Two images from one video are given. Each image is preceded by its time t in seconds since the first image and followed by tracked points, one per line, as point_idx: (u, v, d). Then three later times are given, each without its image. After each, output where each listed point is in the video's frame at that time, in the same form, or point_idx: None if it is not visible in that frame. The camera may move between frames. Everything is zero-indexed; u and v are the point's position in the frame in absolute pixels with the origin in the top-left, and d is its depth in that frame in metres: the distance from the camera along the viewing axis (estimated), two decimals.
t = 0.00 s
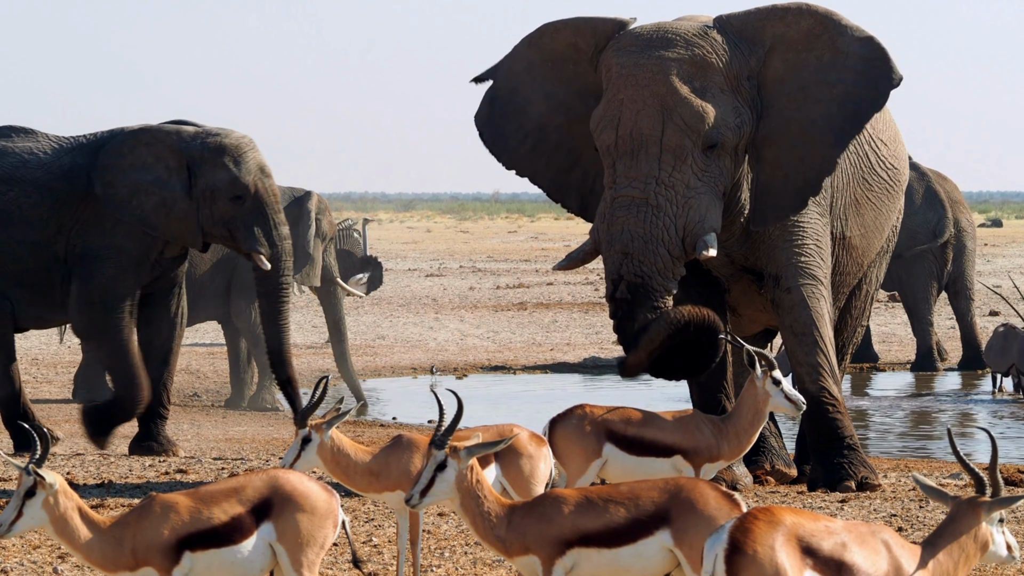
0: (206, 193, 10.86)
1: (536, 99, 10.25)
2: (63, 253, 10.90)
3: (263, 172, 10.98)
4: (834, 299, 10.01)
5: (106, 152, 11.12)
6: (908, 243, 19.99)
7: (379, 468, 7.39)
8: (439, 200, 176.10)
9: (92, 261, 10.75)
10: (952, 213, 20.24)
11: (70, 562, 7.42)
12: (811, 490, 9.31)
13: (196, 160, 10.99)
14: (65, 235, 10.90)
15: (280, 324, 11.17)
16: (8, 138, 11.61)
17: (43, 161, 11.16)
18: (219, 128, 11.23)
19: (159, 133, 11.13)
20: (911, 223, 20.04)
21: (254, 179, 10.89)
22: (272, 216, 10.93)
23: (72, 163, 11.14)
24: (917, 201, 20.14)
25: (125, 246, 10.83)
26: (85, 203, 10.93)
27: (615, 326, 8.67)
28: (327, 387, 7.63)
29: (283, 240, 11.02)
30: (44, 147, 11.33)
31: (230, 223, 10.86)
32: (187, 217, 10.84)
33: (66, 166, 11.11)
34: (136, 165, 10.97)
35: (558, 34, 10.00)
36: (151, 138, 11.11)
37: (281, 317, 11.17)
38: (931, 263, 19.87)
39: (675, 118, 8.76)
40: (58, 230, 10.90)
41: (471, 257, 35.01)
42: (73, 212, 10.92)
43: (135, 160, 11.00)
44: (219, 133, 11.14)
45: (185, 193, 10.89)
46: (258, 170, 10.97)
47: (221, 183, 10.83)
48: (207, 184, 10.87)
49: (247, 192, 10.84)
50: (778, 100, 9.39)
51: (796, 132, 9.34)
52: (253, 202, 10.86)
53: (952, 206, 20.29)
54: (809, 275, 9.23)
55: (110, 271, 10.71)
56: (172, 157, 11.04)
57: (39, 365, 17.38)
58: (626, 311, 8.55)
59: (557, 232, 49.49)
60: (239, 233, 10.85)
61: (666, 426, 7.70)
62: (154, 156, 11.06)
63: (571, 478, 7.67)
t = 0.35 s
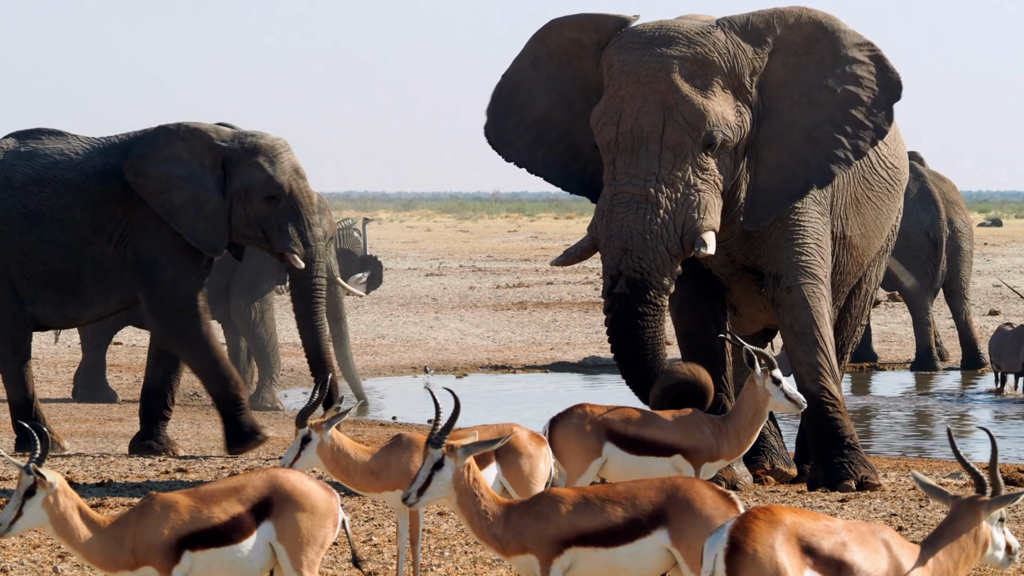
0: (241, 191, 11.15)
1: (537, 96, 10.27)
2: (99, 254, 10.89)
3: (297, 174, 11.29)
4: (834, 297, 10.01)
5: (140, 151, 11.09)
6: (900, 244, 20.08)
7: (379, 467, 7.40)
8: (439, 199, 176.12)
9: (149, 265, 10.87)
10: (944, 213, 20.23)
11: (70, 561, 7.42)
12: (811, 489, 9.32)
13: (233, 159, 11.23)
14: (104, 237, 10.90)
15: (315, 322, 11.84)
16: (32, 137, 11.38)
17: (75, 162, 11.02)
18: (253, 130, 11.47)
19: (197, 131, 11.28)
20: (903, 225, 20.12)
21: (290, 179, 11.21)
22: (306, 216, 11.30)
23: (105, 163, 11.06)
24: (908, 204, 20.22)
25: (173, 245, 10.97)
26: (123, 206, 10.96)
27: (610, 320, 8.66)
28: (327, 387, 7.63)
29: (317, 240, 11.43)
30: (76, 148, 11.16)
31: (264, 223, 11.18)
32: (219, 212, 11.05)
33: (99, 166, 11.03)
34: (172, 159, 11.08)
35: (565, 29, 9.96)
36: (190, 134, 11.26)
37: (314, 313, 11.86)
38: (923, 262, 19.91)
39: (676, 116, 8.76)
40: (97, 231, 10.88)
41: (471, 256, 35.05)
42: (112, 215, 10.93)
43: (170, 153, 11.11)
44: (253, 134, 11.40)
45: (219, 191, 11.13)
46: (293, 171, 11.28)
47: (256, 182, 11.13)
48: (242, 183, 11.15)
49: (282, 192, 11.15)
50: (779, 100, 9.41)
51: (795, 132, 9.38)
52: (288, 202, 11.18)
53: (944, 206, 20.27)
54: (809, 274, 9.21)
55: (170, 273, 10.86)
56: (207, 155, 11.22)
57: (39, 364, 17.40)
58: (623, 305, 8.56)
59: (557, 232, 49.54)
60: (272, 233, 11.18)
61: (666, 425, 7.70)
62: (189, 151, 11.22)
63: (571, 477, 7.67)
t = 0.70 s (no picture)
0: (277, 196, 11.63)
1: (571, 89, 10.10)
2: (132, 251, 11.16)
3: (332, 180, 11.77)
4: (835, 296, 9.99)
5: (183, 151, 11.45)
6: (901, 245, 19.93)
7: (379, 466, 7.40)
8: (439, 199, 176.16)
9: (195, 268, 11.12)
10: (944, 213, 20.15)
11: (70, 560, 7.43)
12: (810, 488, 9.33)
13: (268, 163, 11.79)
14: (139, 236, 11.16)
15: (348, 331, 11.87)
16: (66, 134, 11.77)
17: (111, 160, 11.35)
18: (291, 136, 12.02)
19: (240, 134, 11.79)
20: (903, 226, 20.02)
21: (324, 185, 11.68)
22: (341, 221, 11.72)
23: (141, 162, 11.35)
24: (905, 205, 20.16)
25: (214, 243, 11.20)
26: (160, 206, 11.22)
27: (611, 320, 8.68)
28: (327, 386, 7.62)
29: (352, 248, 11.82)
30: (111, 147, 11.52)
31: (299, 228, 11.61)
32: (257, 218, 11.50)
33: (136, 165, 11.32)
34: (223, 163, 11.49)
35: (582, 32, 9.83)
36: (235, 137, 11.73)
37: (347, 324, 11.92)
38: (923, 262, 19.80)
39: (676, 115, 8.77)
40: (131, 230, 11.14)
41: (471, 255, 35.09)
42: (148, 213, 11.19)
43: (218, 155, 11.51)
44: (291, 140, 11.91)
45: (256, 196, 11.60)
46: (328, 176, 11.75)
47: (292, 187, 11.61)
48: (276, 188, 11.65)
49: (317, 198, 11.61)
50: (779, 99, 9.40)
51: (793, 131, 9.38)
52: (322, 208, 11.62)
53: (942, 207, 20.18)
54: (810, 273, 9.22)
55: (217, 272, 11.11)
56: (247, 156, 11.76)
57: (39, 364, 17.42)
58: (625, 306, 8.57)
59: (557, 232, 49.61)
60: (307, 238, 11.59)
61: (665, 425, 7.70)
62: (231, 154, 11.64)
63: (571, 477, 7.67)
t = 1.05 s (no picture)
0: (316, 195, 11.63)
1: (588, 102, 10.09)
2: (163, 248, 11.28)
3: (370, 182, 11.70)
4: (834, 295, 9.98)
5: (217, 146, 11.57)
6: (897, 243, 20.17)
7: (379, 466, 7.39)
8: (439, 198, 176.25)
9: (222, 261, 11.07)
10: (943, 212, 20.13)
11: (70, 560, 7.43)
12: (811, 488, 9.33)
13: (309, 160, 11.84)
14: (172, 231, 11.27)
15: (375, 334, 11.81)
16: (102, 130, 12.01)
17: (146, 156, 11.57)
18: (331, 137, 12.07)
19: (280, 132, 11.93)
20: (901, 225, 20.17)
21: (363, 188, 11.62)
22: (376, 225, 11.68)
23: (178, 159, 11.55)
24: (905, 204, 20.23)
25: (246, 239, 11.21)
26: (193, 199, 11.31)
27: (615, 322, 8.69)
28: (327, 385, 7.62)
29: (384, 251, 11.72)
30: (146, 142, 11.73)
31: (334, 228, 11.60)
32: (296, 214, 11.49)
33: (171, 161, 11.52)
34: (258, 156, 11.57)
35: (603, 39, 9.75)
36: (271, 131, 11.88)
37: (376, 326, 11.88)
38: (919, 261, 19.99)
39: (675, 117, 8.77)
40: (164, 225, 11.28)
41: (471, 254, 35.14)
42: (181, 207, 11.29)
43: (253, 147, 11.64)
44: (330, 139, 11.96)
45: (296, 192, 11.60)
46: (366, 179, 11.70)
47: (331, 188, 11.61)
48: (316, 186, 11.66)
49: (355, 200, 11.57)
50: (778, 97, 9.40)
51: (790, 130, 9.39)
52: (359, 210, 11.58)
53: (943, 206, 20.15)
54: (810, 273, 9.22)
55: (245, 267, 11.05)
56: (286, 154, 11.84)
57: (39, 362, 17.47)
58: (632, 309, 8.59)
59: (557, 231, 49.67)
60: (341, 239, 11.58)
61: (665, 425, 7.70)
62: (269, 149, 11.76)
63: (571, 477, 7.68)
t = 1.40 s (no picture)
0: (346, 190, 11.56)
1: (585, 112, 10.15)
2: (186, 248, 11.22)
3: (398, 177, 11.74)
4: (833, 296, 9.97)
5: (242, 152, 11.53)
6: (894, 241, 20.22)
7: (379, 465, 7.40)
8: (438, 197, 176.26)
9: (239, 260, 11.17)
10: (942, 211, 20.10)
11: (71, 560, 7.43)
12: (811, 487, 9.33)
13: (337, 155, 11.66)
14: (193, 230, 11.23)
15: (401, 329, 11.81)
16: (122, 131, 11.82)
17: (169, 157, 11.43)
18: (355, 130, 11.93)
19: (300, 128, 11.79)
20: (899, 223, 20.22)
21: (392, 183, 11.64)
22: (402, 218, 11.73)
23: (198, 159, 11.47)
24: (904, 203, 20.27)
25: (268, 240, 11.32)
26: (214, 199, 11.31)
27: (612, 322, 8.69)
28: (327, 385, 7.62)
29: (410, 245, 11.82)
30: (168, 142, 11.58)
31: (362, 222, 11.59)
32: (324, 210, 11.47)
33: (193, 161, 11.44)
34: (276, 158, 11.55)
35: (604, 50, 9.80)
36: (293, 130, 11.77)
37: (401, 321, 11.87)
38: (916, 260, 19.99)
39: (677, 116, 8.77)
40: (186, 225, 11.22)
41: (471, 254, 35.15)
42: (202, 207, 11.27)
43: (274, 150, 11.59)
44: (356, 133, 11.83)
45: (324, 187, 11.55)
46: (394, 174, 11.72)
47: (361, 183, 11.54)
48: (346, 181, 11.57)
49: (385, 195, 11.58)
50: (780, 97, 9.42)
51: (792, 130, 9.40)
52: (389, 205, 11.60)
53: (942, 205, 20.12)
54: (809, 273, 9.21)
55: (262, 267, 11.18)
56: (311, 150, 11.69)
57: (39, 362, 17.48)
58: (629, 310, 8.58)
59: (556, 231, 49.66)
60: (370, 234, 11.59)
61: (665, 425, 7.70)
62: (292, 148, 11.71)
63: (571, 477, 7.68)
